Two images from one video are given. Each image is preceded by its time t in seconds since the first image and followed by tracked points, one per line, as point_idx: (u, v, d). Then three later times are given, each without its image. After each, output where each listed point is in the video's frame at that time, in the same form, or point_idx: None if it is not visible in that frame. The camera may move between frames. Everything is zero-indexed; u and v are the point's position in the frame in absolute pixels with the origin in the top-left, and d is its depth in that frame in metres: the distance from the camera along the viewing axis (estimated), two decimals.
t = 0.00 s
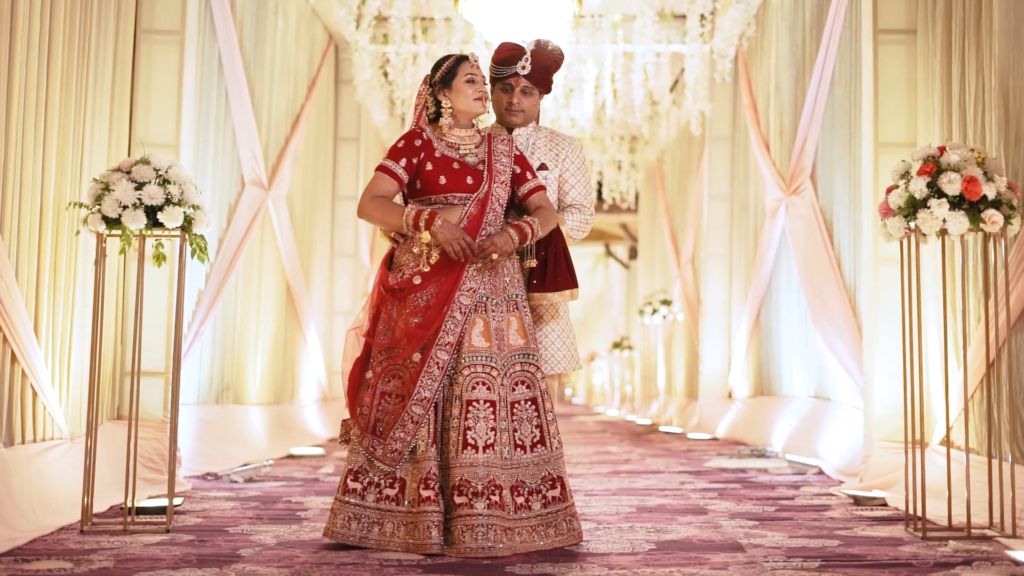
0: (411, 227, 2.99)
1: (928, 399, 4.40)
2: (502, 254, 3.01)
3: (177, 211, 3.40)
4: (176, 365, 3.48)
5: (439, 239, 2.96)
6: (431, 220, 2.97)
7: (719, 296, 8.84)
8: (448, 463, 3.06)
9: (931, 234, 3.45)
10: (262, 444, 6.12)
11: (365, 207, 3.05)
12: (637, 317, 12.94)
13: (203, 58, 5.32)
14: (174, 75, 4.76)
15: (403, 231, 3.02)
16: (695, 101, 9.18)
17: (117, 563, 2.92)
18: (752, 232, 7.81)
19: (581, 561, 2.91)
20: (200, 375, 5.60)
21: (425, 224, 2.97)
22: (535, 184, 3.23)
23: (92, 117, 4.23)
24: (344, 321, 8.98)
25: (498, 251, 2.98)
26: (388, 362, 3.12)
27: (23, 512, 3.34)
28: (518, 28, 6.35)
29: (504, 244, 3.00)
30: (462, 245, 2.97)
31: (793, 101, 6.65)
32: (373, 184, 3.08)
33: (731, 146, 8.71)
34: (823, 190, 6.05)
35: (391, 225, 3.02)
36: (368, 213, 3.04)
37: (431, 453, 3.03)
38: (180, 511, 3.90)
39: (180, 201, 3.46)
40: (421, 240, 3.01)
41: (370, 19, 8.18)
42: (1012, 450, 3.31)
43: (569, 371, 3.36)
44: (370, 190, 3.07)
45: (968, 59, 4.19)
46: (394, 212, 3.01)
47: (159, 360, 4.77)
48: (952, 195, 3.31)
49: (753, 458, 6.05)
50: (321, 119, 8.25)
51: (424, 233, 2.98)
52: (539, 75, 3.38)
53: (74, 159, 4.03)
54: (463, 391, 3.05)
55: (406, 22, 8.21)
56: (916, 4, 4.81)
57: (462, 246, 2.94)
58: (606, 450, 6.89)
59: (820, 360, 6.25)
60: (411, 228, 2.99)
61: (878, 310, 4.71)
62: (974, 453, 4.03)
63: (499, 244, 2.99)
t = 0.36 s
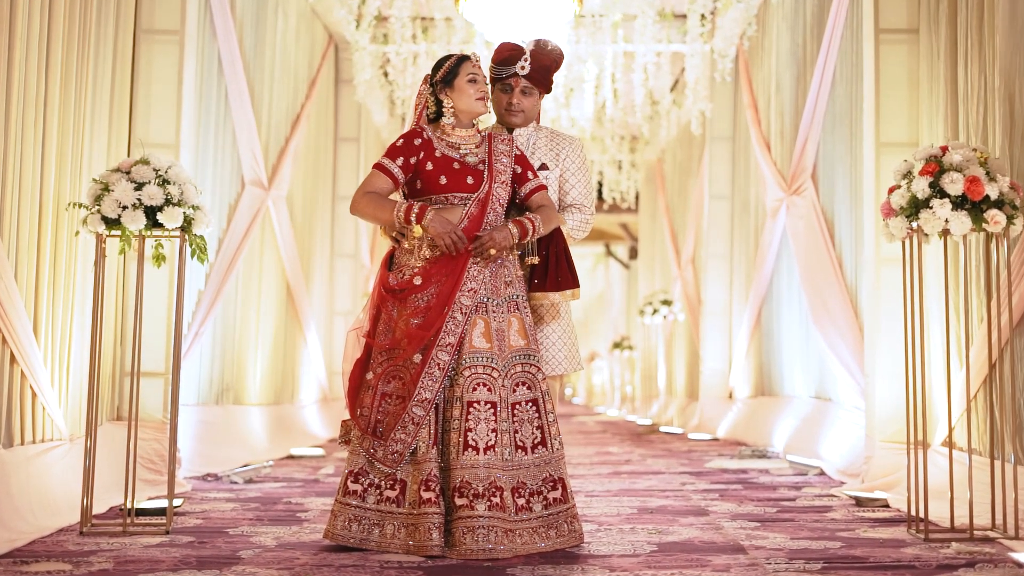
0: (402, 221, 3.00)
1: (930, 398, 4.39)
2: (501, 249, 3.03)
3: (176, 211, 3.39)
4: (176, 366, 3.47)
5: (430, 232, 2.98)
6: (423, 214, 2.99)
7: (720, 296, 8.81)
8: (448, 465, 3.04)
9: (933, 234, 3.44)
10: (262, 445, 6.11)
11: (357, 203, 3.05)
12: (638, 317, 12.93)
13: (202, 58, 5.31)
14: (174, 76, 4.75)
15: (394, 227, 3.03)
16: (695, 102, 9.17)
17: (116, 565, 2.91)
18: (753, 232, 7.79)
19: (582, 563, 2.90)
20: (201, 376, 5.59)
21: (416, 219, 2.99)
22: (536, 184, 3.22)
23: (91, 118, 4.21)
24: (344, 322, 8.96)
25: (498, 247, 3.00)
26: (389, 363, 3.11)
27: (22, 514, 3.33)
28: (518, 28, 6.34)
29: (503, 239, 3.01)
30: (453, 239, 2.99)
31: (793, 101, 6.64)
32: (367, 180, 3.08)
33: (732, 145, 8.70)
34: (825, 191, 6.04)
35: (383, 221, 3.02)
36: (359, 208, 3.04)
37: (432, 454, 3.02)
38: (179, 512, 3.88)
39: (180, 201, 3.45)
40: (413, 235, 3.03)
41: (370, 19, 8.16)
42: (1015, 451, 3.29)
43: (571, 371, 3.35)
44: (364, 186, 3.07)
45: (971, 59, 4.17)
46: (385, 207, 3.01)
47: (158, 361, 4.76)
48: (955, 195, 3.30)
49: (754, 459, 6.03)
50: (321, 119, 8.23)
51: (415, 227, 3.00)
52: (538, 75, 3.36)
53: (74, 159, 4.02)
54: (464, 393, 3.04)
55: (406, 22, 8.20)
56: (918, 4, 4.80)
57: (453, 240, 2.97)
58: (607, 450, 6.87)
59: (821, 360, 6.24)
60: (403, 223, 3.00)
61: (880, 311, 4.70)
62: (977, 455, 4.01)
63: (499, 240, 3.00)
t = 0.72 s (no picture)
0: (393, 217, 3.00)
1: (931, 398, 4.39)
2: (498, 245, 3.04)
3: (176, 212, 3.37)
4: (175, 367, 3.46)
5: (422, 229, 2.98)
6: (415, 211, 2.99)
7: (720, 296, 8.79)
8: (449, 467, 3.03)
9: (935, 235, 3.43)
10: (262, 446, 6.10)
11: (350, 201, 3.04)
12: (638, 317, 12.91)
13: (202, 58, 5.30)
14: (173, 77, 4.74)
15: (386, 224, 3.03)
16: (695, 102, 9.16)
17: (115, 567, 2.90)
18: (754, 231, 7.79)
19: (583, 565, 2.89)
20: (200, 376, 5.59)
21: (407, 216, 2.99)
22: (536, 184, 3.20)
23: (90, 117, 4.20)
24: (344, 322, 8.95)
25: (493, 244, 3.01)
26: (389, 365, 3.10)
27: (21, 516, 3.32)
28: (518, 28, 6.33)
29: (500, 236, 3.02)
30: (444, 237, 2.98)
31: (794, 100, 6.63)
32: (362, 179, 3.08)
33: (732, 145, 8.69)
34: (825, 191, 6.02)
35: (375, 219, 3.01)
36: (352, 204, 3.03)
37: (432, 456, 3.00)
38: (179, 514, 3.87)
39: (180, 202, 3.44)
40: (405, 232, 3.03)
41: (370, 19, 8.13)
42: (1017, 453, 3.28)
43: (572, 372, 3.33)
44: (358, 184, 3.07)
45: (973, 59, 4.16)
46: (377, 203, 3.00)
47: (158, 362, 4.74)
48: (957, 196, 3.29)
49: (755, 459, 6.02)
50: (320, 118, 8.22)
51: (407, 224, 3.00)
52: (538, 76, 3.35)
53: (72, 160, 4.01)
54: (465, 395, 3.03)
55: (406, 22, 8.19)
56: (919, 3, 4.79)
57: (444, 237, 2.97)
58: (607, 451, 6.86)
59: (822, 361, 6.23)
60: (394, 219, 3.00)
61: (881, 311, 4.69)
62: (979, 456, 4.00)
63: (495, 237, 3.01)
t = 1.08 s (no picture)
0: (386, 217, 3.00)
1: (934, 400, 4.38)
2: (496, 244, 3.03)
3: (176, 214, 3.36)
4: (176, 369, 3.45)
5: (416, 230, 2.97)
6: (408, 211, 2.98)
7: (722, 297, 8.74)
8: (450, 470, 3.02)
9: (938, 236, 3.42)
10: (262, 447, 6.08)
11: (347, 201, 3.05)
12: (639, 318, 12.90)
13: (202, 59, 5.29)
14: (173, 78, 4.72)
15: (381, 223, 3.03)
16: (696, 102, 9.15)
17: (115, 570, 2.89)
18: (755, 231, 7.78)
19: (585, 568, 2.88)
20: (200, 377, 5.57)
21: (400, 215, 2.98)
22: (538, 185, 3.18)
23: (90, 119, 4.19)
24: (344, 323, 8.93)
25: (491, 243, 3.00)
26: (390, 367, 3.09)
27: (20, 518, 3.31)
28: (520, 28, 6.31)
29: (497, 235, 3.01)
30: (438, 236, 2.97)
31: (796, 101, 6.62)
32: (360, 180, 3.08)
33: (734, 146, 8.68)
34: (828, 192, 6.01)
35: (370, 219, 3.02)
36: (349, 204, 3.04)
37: (433, 459, 2.99)
38: (179, 516, 3.86)
39: (180, 203, 3.42)
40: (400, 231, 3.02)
41: (371, 20, 8.11)
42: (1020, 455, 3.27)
43: (574, 374, 3.32)
44: (355, 184, 3.08)
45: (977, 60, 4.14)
46: (371, 203, 3.01)
47: (158, 364, 4.73)
48: (960, 197, 3.28)
49: (757, 461, 6.01)
50: (321, 119, 8.21)
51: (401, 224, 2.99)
52: (540, 77, 3.32)
53: (72, 161, 4.00)
54: (466, 397, 3.02)
55: (407, 22, 8.17)
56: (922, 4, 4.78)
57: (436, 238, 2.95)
58: (608, 452, 6.84)
59: (824, 362, 6.22)
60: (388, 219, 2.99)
61: (884, 314, 4.68)
62: (982, 458, 3.99)
63: (493, 236, 3.00)
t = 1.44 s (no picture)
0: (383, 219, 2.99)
1: (936, 402, 4.37)
2: (494, 244, 3.03)
3: (176, 215, 3.35)
4: (176, 371, 3.44)
5: (413, 231, 2.96)
6: (406, 212, 2.97)
7: (723, 298, 8.73)
8: (451, 472, 3.00)
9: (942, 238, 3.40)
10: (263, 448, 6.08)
11: (347, 202, 3.05)
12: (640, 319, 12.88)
13: (202, 59, 5.28)
14: (173, 80, 4.71)
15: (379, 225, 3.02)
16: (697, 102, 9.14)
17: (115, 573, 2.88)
18: (756, 231, 7.76)
19: (587, 572, 2.86)
20: (201, 379, 5.56)
21: (398, 217, 2.97)
22: (540, 186, 3.17)
23: (90, 120, 4.18)
24: (345, 324, 8.92)
25: (489, 243, 3.00)
26: (392, 370, 3.07)
27: (20, 521, 3.30)
28: (521, 28, 6.30)
29: (495, 235, 3.01)
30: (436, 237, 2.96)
31: (797, 101, 6.61)
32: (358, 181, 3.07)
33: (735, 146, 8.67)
34: (830, 193, 6.00)
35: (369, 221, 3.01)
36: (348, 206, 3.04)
37: (435, 461, 2.98)
38: (179, 518, 3.85)
39: (180, 204, 3.40)
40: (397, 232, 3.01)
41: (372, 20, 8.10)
42: None
43: (576, 377, 3.31)
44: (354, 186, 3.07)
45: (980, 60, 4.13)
46: (368, 204, 3.00)
47: (158, 365, 4.71)
48: (964, 199, 3.26)
49: (758, 462, 6.00)
50: (321, 119, 8.20)
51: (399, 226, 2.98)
52: (542, 77, 3.31)
53: (72, 163, 3.99)
54: (468, 400, 3.01)
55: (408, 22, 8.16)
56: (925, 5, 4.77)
57: (433, 239, 2.94)
58: (609, 453, 6.83)
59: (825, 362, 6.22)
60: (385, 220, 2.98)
61: (886, 315, 4.66)
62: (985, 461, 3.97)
63: (490, 235, 3.00)
